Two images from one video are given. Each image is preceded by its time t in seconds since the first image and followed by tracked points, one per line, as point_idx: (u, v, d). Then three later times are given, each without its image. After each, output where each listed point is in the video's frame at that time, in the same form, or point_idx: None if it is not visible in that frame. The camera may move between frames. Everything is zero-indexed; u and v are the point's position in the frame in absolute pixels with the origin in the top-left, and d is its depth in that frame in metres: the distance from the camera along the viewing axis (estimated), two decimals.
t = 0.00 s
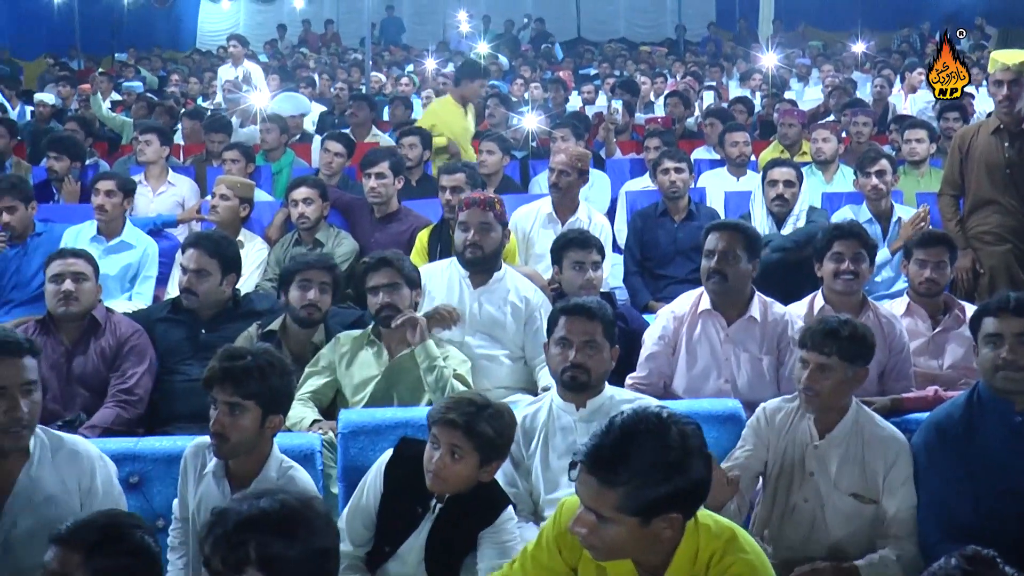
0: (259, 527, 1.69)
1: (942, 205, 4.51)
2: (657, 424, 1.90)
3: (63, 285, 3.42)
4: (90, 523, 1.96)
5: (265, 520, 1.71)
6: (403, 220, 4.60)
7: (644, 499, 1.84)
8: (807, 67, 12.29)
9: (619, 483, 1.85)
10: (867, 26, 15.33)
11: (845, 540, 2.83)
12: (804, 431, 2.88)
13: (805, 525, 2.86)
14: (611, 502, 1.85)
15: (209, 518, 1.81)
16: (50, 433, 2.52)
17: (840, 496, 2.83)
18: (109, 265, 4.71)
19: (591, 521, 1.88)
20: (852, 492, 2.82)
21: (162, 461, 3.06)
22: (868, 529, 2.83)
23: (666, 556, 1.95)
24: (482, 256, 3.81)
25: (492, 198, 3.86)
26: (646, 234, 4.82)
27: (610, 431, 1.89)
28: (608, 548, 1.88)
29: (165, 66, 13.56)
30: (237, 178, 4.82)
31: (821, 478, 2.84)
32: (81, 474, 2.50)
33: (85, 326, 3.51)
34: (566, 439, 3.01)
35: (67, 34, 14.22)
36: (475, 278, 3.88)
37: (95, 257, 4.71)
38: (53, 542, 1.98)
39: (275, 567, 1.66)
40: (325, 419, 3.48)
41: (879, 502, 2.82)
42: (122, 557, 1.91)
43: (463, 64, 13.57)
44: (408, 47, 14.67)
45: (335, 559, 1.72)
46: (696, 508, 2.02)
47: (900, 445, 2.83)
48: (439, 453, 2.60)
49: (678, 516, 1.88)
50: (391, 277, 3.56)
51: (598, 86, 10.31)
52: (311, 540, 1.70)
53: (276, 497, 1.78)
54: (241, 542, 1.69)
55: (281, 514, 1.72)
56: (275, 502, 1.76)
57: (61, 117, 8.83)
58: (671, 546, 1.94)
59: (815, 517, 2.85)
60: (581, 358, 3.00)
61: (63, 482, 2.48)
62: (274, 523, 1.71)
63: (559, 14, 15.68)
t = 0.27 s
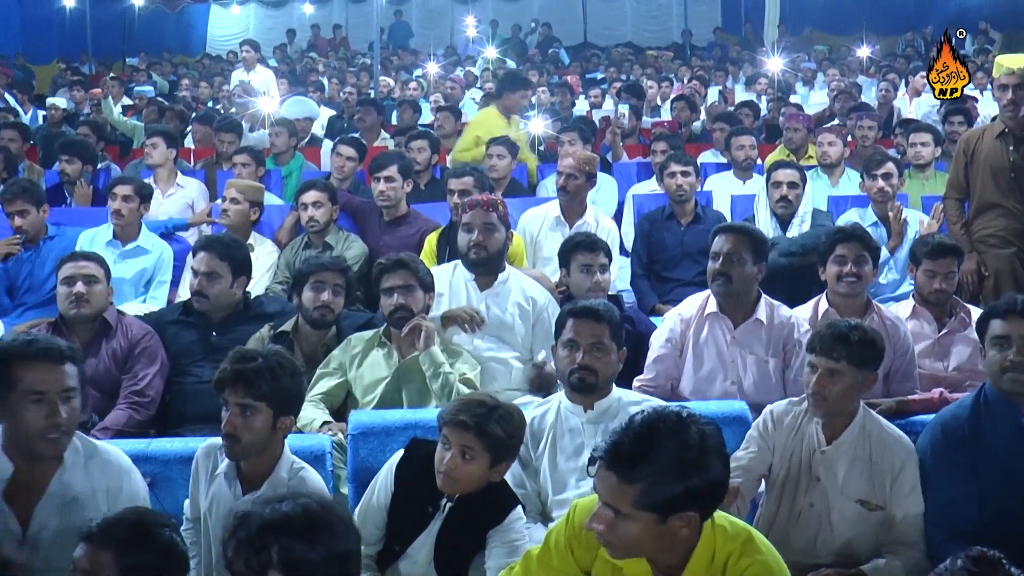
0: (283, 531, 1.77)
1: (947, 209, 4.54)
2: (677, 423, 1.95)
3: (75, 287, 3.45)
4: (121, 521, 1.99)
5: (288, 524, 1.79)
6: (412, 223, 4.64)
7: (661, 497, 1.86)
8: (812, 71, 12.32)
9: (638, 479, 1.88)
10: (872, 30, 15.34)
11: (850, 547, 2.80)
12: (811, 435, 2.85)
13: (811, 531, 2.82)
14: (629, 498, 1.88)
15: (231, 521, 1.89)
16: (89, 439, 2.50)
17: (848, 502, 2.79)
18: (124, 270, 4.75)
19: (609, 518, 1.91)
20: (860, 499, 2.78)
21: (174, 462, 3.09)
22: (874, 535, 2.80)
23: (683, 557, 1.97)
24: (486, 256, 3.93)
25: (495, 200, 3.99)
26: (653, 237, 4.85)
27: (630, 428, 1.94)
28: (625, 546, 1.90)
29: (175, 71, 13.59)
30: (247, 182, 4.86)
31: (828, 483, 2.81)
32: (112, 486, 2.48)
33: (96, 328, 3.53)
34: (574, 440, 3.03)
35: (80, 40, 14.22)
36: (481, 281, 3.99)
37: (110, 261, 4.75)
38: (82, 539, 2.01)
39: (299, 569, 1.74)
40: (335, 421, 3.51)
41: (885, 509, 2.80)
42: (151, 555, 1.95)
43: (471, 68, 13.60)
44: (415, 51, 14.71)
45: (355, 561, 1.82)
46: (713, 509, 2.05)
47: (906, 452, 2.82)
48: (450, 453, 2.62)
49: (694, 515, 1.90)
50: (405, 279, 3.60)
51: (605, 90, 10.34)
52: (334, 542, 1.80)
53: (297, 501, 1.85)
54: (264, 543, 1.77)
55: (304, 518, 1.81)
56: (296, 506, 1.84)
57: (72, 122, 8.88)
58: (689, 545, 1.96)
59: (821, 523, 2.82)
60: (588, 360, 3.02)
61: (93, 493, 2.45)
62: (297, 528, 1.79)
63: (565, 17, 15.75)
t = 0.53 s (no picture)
0: (297, 532, 1.81)
1: (949, 209, 4.57)
2: (682, 415, 1.96)
3: (83, 287, 3.48)
4: (135, 514, 2.03)
5: (302, 525, 1.82)
6: (418, 223, 4.67)
7: (658, 486, 1.90)
8: (814, 72, 12.35)
9: (639, 462, 1.91)
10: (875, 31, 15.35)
11: (852, 548, 2.81)
12: (814, 437, 2.86)
13: (813, 532, 2.84)
14: (626, 480, 1.92)
15: (247, 521, 1.93)
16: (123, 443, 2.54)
17: (849, 504, 2.80)
18: (134, 269, 4.78)
19: (609, 501, 1.96)
20: (862, 501, 2.79)
21: (183, 460, 3.12)
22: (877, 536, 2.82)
23: (690, 553, 1.99)
24: (490, 255, 4.01)
25: (498, 199, 4.09)
26: (657, 237, 4.88)
27: (637, 418, 1.95)
28: (625, 531, 1.94)
29: (182, 73, 13.64)
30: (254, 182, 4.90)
31: (830, 485, 2.82)
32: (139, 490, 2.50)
33: (105, 327, 3.56)
34: (578, 438, 3.06)
35: (87, 42, 14.37)
36: (485, 279, 4.05)
37: (120, 261, 4.79)
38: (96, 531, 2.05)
39: (313, 570, 1.78)
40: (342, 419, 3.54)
41: (888, 511, 2.80)
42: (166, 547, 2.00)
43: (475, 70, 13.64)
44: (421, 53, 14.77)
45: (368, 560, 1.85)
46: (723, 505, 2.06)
47: (911, 454, 2.82)
48: (458, 449, 2.65)
49: (691, 507, 1.92)
50: (411, 280, 3.62)
51: (608, 91, 10.37)
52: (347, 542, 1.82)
53: (313, 500, 1.89)
54: (280, 538, 1.81)
55: (317, 518, 1.84)
56: (310, 506, 1.87)
57: (80, 123, 8.92)
58: (695, 540, 1.98)
59: (823, 524, 2.83)
60: (593, 359, 3.05)
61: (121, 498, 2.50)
62: (310, 527, 1.82)
63: (570, 19, 15.76)
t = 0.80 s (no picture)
0: (297, 534, 1.77)
1: (949, 211, 4.61)
2: (686, 397, 2.00)
3: (91, 287, 3.51)
4: (136, 511, 1.96)
5: (301, 529, 1.78)
6: (421, 224, 4.71)
7: (658, 462, 1.94)
8: (815, 75, 12.39)
9: (641, 434, 1.96)
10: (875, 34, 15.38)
11: (851, 548, 2.85)
12: (814, 439, 2.89)
13: (812, 532, 2.87)
14: (629, 453, 1.97)
15: (249, 523, 1.90)
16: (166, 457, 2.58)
17: (848, 505, 2.83)
18: (141, 267, 4.84)
19: (613, 478, 2.01)
20: (861, 503, 2.82)
21: (190, 458, 3.16)
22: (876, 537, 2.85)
23: (693, 542, 2.01)
24: (491, 254, 4.03)
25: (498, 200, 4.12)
26: (658, 238, 4.92)
27: (646, 397, 2.00)
28: (628, 506, 1.98)
29: (188, 74, 13.70)
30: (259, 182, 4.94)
31: (830, 485, 2.85)
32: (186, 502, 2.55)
33: (112, 326, 3.59)
34: (580, 437, 3.09)
35: (94, 44, 14.51)
36: (486, 278, 4.09)
37: (127, 259, 4.84)
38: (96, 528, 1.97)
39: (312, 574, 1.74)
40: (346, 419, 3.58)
41: (888, 512, 2.83)
42: (164, 546, 1.91)
43: (479, 71, 13.70)
44: (424, 55, 14.83)
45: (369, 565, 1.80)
46: (730, 496, 2.08)
47: (911, 456, 2.85)
48: (462, 448, 2.69)
49: (690, 485, 1.95)
50: (413, 279, 3.62)
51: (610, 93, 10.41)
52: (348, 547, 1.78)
53: (314, 502, 1.85)
54: (281, 538, 1.78)
55: (318, 519, 1.80)
56: (311, 510, 1.83)
57: (87, 124, 8.98)
58: (698, 529, 2.00)
59: (823, 524, 2.86)
60: (596, 356, 3.08)
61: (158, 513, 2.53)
62: (310, 531, 1.78)
63: (572, 21, 15.77)
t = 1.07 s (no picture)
0: (300, 533, 1.73)
1: (950, 212, 4.65)
2: (695, 378, 2.04)
3: (101, 286, 3.53)
4: (124, 513, 1.89)
5: (305, 528, 1.74)
6: (427, 224, 4.74)
7: (666, 441, 1.98)
8: (817, 76, 12.43)
9: (649, 413, 2.00)
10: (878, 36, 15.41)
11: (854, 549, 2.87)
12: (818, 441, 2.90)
13: (816, 531, 2.90)
14: (637, 433, 2.01)
15: (250, 519, 1.85)
16: (192, 469, 2.63)
17: (852, 505, 2.86)
18: (145, 262, 4.88)
19: (621, 458, 2.04)
20: (865, 506, 2.85)
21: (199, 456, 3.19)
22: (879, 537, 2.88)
23: (700, 527, 2.04)
24: (493, 254, 4.06)
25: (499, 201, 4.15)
26: (662, 238, 4.95)
27: (657, 379, 2.04)
28: (638, 487, 2.01)
29: (195, 75, 13.76)
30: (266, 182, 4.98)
31: (834, 485, 2.87)
32: (211, 513, 2.62)
33: (122, 325, 3.62)
34: (585, 434, 3.11)
35: (103, 45, 14.58)
36: (487, 279, 4.12)
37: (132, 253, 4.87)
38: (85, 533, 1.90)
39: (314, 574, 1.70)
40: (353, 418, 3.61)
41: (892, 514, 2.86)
42: (155, 546, 1.85)
43: (484, 72, 13.77)
44: (429, 56, 14.88)
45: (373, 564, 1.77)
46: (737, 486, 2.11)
47: (915, 459, 2.89)
48: (467, 446, 2.72)
49: (696, 464, 1.98)
50: (418, 278, 3.66)
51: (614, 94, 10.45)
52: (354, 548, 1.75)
53: (317, 501, 1.82)
54: (283, 537, 1.74)
55: (321, 519, 1.77)
56: (314, 508, 1.80)
57: (96, 125, 9.04)
58: (706, 513, 2.03)
59: (827, 523, 2.89)
60: (600, 349, 3.13)
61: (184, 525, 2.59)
62: (314, 529, 1.75)
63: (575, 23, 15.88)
